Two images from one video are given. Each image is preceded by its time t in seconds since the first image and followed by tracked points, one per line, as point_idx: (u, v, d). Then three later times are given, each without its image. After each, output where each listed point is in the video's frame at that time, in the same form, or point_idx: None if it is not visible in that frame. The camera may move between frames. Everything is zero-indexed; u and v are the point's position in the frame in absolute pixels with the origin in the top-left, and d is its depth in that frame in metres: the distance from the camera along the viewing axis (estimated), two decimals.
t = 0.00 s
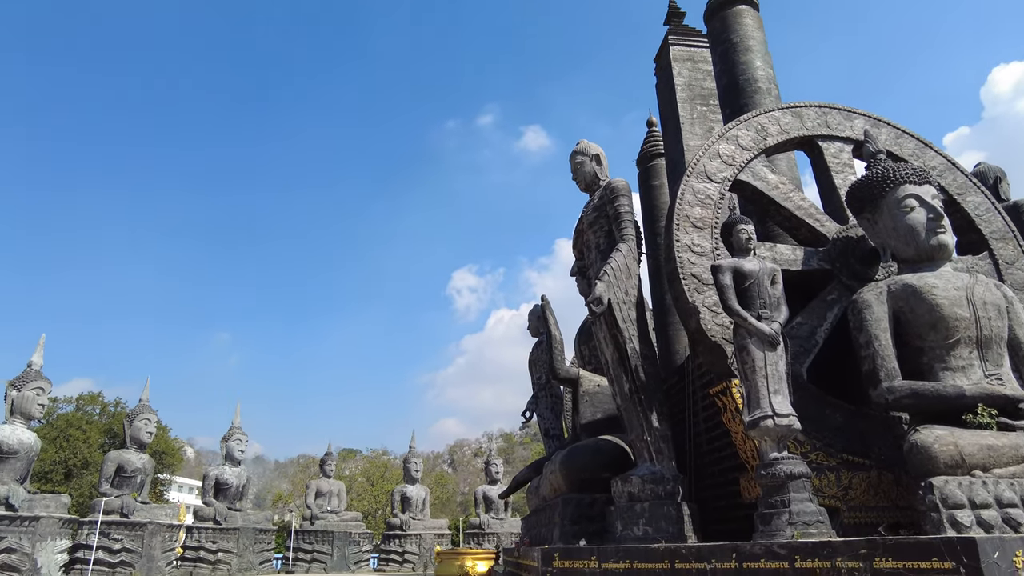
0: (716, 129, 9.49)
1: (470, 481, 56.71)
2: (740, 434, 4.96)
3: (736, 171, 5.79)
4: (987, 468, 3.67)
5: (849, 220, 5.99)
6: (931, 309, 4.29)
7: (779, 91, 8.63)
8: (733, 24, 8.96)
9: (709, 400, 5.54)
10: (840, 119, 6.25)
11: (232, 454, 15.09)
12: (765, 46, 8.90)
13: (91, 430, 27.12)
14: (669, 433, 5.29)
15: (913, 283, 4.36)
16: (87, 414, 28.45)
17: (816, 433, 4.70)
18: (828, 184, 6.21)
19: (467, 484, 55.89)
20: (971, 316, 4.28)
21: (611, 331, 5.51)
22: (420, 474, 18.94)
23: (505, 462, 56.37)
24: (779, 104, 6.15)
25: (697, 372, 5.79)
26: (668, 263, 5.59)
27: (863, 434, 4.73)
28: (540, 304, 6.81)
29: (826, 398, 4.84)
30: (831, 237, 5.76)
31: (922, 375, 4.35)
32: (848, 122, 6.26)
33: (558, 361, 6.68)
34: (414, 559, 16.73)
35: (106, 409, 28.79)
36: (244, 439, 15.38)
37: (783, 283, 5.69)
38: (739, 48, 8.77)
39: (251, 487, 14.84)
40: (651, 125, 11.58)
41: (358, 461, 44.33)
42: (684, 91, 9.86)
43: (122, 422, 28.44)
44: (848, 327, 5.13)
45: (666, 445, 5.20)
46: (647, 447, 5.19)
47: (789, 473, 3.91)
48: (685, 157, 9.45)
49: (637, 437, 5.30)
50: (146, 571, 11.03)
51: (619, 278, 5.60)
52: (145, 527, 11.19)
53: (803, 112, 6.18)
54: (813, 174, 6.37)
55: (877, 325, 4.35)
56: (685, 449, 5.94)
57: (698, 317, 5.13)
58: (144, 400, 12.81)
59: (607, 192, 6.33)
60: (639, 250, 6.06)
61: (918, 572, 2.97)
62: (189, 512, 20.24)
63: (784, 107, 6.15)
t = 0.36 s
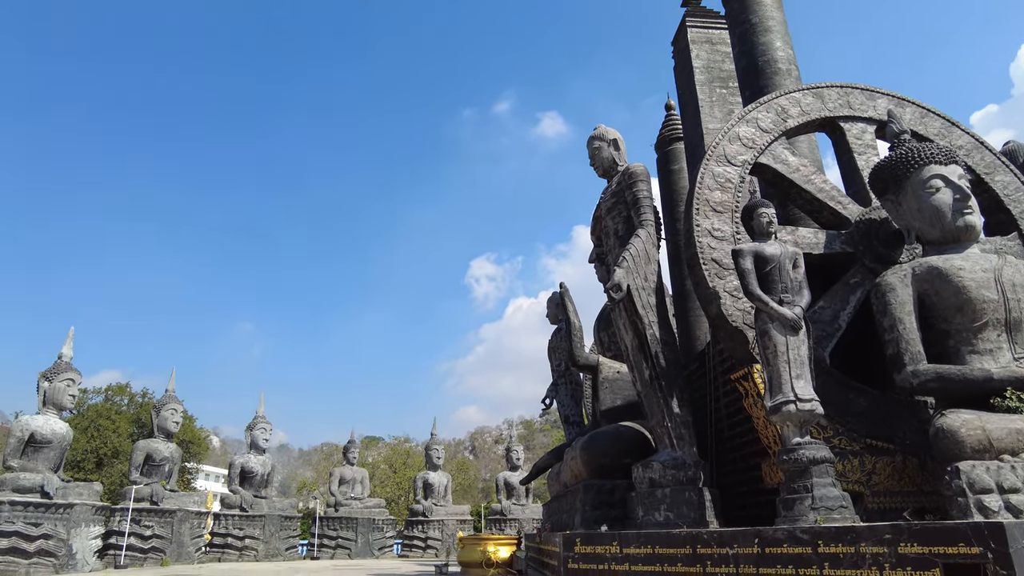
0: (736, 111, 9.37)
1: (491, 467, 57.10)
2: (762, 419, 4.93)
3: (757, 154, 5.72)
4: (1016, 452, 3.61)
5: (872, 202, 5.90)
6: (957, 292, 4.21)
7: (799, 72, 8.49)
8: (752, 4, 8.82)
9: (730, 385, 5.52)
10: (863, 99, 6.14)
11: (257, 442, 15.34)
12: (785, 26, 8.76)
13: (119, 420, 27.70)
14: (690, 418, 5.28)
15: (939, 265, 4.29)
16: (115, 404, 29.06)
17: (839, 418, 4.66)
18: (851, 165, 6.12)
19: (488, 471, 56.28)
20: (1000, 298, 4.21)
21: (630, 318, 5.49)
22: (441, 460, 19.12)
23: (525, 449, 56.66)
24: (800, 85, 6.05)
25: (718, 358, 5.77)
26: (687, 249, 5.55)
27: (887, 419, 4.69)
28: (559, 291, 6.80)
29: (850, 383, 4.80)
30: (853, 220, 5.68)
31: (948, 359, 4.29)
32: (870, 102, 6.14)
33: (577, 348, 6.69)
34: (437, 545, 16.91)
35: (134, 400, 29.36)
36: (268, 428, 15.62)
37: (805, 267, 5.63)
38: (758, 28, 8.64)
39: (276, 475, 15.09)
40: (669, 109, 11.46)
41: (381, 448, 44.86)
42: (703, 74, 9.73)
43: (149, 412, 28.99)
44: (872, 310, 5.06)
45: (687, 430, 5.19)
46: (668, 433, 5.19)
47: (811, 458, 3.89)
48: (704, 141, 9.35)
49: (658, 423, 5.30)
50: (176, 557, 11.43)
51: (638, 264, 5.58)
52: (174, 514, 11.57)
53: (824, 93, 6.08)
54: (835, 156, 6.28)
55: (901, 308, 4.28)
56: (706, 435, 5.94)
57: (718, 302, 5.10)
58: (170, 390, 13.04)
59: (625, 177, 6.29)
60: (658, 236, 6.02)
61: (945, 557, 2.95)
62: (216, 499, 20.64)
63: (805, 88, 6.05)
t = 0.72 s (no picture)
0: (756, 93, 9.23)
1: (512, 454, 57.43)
2: (784, 404, 4.89)
3: (778, 136, 5.64)
4: None
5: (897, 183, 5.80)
6: (985, 274, 4.13)
7: (821, 52, 8.33)
8: None
9: (752, 371, 5.48)
10: (887, 78, 6.01)
11: (281, 431, 15.58)
12: (805, 5, 8.59)
13: (147, 410, 28.26)
14: (711, 404, 5.26)
15: (966, 247, 4.20)
16: (143, 394, 29.66)
17: (862, 402, 4.61)
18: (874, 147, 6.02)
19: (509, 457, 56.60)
20: None
21: (650, 304, 5.47)
22: (462, 447, 19.26)
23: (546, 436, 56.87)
24: (822, 65, 5.94)
25: (739, 344, 5.73)
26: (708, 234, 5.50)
27: (912, 403, 4.63)
28: (578, 278, 6.79)
29: (873, 367, 4.74)
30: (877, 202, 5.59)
31: (975, 342, 4.23)
32: (894, 81, 6.01)
33: (597, 335, 6.68)
34: (460, 531, 17.08)
35: (161, 389, 29.93)
36: (292, 416, 15.85)
37: (827, 250, 5.55)
38: (778, 8, 8.48)
39: (300, 462, 15.32)
40: (688, 92, 11.31)
41: (402, 436, 45.30)
42: (722, 56, 9.59)
43: (175, 402, 29.52)
44: (896, 293, 4.99)
45: (709, 416, 5.17)
46: (689, 419, 5.18)
47: (835, 443, 3.86)
48: (724, 124, 9.23)
49: (679, 409, 5.28)
50: (205, 543, 11.69)
51: (657, 250, 5.54)
52: (202, 502, 11.85)
53: (847, 72, 5.96)
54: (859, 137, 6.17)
55: (927, 291, 4.21)
56: (728, 420, 5.91)
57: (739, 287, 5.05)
58: (195, 380, 13.28)
59: (643, 162, 6.24)
60: (678, 221, 5.97)
61: (972, 543, 2.91)
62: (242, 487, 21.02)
63: (826, 68, 5.93)
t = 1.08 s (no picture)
0: (776, 77, 9.08)
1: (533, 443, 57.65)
2: (806, 392, 4.85)
3: (799, 120, 5.55)
4: None
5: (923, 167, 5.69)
6: (1014, 258, 4.03)
7: (843, 34, 8.17)
8: None
9: (774, 358, 5.44)
10: (911, 59, 5.88)
11: (304, 421, 15.78)
12: None
13: (173, 402, 28.77)
14: (732, 392, 5.23)
15: (993, 231, 4.10)
16: (168, 386, 30.17)
17: (887, 389, 4.56)
18: (900, 129, 5.91)
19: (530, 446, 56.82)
20: None
21: (670, 292, 5.44)
22: (483, 437, 19.37)
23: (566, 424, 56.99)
24: (843, 47, 5.83)
25: (761, 331, 5.69)
26: (728, 221, 5.45)
27: (938, 389, 4.57)
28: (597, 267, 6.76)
29: (897, 354, 4.69)
30: (901, 186, 5.49)
31: (1003, 328, 4.15)
32: (919, 62, 5.88)
33: (616, 324, 6.66)
34: (481, 519, 17.20)
35: (186, 381, 30.44)
36: (315, 407, 16.03)
37: (851, 236, 5.48)
38: None
39: (323, 452, 15.52)
40: (706, 77, 11.17)
41: (424, 426, 45.65)
42: (741, 41, 9.44)
43: (200, 393, 29.97)
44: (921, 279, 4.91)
45: (730, 404, 5.14)
46: (710, 408, 5.15)
47: (858, 431, 3.83)
48: (743, 110, 9.10)
49: (700, 398, 5.26)
50: (231, 531, 11.96)
51: (677, 238, 5.50)
52: (228, 491, 12.08)
53: (869, 54, 5.84)
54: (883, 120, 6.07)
55: (953, 277, 4.14)
56: (749, 408, 5.88)
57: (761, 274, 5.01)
58: (220, 372, 13.48)
59: (662, 149, 6.18)
60: (697, 208, 5.92)
61: (1000, 531, 2.85)
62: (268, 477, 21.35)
63: (848, 50, 5.82)
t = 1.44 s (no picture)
0: (797, 62, 8.93)
1: (553, 434, 57.77)
2: (830, 381, 4.79)
3: (821, 106, 5.46)
4: None
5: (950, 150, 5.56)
6: None
7: (865, 17, 8.00)
8: None
9: (797, 347, 5.38)
10: (937, 40, 5.74)
11: (328, 413, 15.97)
12: None
13: (199, 395, 29.26)
14: (754, 382, 5.18)
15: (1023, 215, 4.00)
16: (194, 380, 30.67)
17: (913, 378, 4.47)
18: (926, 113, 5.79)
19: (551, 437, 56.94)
20: None
21: (691, 282, 5.40)
22: (504, 428, 19.44)
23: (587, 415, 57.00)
24: (866, 30, 5.71)
25: (783, 320, 5.63)
26: (749, 209, 5.38)
27: (966, 378, 4.49)
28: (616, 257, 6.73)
29: (923, 341, 4.59)
30: (927, 170, 5.38)
31: None
32: (946, 43, 5.74)
33: (636, 314, 6.63)
34: (503, 509, 17.30)
35: (211, 375, 30.92)
36: (337, 399, 16.21)
37: (875, 222, 5.38)
38: None
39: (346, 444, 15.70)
40: (726, 64, 11.02)
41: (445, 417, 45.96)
42: (760, 26, 9.30)
43: (225, 386, 30.42)
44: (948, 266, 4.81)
45: (752, 394, 5.10)
46: (732, 397, 5.11)
47: (883, 420, 3.77)
48: (763, 96, 8.97)
49: (721, 388, 5.22)
50: (257, 522, 12.11)
51: (697, 227, 5.45)
52: (254, 483, 12.26)
53: (894, 36, 5.71)
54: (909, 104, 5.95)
55: (981, 263, 4.06)
56: (772, 398, 5.83)
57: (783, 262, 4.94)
58: (244, 365, 13.68)
59: (681, 137, 6.12)
60: (718, 196, 5.85)
61: None
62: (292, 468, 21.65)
63: (872, 32, 5.69)
